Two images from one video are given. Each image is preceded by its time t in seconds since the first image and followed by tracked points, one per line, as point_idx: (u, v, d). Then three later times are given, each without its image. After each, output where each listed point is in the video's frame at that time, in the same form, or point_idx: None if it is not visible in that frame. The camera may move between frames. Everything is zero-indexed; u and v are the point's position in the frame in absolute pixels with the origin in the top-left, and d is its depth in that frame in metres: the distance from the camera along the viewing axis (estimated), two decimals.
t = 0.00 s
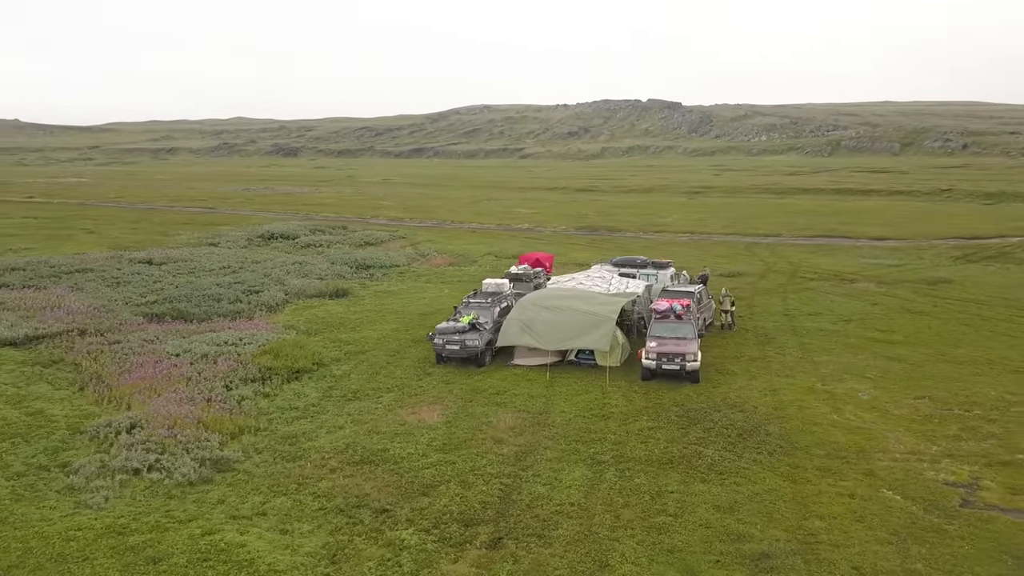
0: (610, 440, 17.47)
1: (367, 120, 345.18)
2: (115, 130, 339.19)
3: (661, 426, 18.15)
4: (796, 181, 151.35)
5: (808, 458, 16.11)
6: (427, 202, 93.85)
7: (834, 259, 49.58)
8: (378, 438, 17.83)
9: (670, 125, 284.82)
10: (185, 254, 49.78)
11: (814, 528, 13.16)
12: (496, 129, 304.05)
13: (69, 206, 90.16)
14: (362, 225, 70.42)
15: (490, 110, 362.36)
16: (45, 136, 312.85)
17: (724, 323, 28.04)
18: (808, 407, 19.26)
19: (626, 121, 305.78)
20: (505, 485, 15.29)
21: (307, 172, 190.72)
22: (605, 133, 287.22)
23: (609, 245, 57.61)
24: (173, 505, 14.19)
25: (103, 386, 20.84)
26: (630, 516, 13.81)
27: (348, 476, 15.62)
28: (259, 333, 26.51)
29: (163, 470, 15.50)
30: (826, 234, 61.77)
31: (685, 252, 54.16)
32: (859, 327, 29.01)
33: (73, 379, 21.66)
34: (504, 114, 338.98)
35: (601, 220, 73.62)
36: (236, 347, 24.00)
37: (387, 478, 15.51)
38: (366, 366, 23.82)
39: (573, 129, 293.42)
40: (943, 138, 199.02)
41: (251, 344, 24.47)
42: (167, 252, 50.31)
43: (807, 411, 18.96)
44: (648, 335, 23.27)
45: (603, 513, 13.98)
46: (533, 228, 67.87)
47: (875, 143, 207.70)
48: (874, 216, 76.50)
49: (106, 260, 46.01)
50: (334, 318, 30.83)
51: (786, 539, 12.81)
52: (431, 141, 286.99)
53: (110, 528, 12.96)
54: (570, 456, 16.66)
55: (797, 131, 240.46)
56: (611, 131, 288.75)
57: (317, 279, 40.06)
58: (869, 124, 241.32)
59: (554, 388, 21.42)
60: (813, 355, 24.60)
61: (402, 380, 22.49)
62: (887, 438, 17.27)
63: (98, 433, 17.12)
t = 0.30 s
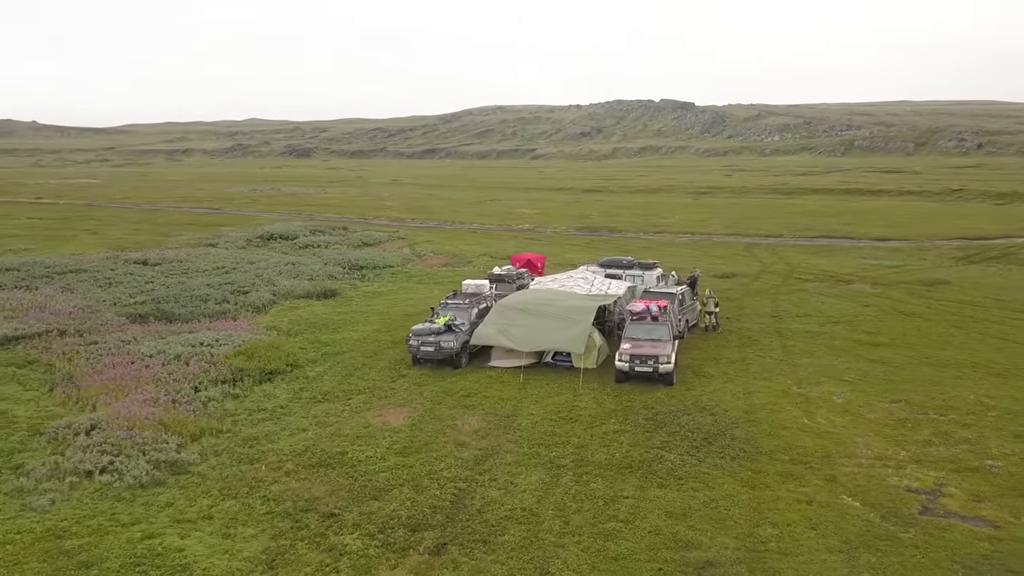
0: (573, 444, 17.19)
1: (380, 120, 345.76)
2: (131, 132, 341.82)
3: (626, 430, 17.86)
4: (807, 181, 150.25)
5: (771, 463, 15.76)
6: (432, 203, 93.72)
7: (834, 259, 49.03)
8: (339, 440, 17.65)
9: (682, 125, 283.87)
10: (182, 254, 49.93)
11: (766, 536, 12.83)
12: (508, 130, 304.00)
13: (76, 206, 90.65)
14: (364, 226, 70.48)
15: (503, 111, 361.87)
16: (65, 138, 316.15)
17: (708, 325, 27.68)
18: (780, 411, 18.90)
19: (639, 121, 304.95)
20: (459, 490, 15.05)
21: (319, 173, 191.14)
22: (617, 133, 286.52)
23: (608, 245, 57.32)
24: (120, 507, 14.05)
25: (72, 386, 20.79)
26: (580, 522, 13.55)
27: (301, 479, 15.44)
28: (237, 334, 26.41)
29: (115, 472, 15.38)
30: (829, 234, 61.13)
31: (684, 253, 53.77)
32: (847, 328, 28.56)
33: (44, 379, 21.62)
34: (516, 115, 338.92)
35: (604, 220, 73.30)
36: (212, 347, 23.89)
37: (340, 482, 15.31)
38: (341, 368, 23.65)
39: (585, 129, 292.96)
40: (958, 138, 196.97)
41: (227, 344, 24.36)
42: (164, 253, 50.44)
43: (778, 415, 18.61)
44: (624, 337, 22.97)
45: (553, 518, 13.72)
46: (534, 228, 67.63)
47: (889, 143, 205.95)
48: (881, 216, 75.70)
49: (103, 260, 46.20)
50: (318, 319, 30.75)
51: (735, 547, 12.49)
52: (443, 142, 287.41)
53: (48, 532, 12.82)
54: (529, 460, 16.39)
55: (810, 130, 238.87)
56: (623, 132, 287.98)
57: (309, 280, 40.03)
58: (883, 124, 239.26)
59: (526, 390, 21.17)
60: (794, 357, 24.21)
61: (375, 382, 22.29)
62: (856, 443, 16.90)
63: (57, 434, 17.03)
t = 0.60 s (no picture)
0: (533, 447, 16.91)
1: (392, 121, 346.41)
2: (146, 133, 344.01)
3: (589, 433, 17.56)
4: (818, 181, 149.03)
5: (730, 468, 15.42)
6: (436, 203, 93.54)
7: (832, 260, 48.47)
8: (298, 442, 17.44)
9: (694, 125, 282.64)
10: (178, 255, 50.03)
11: (713, 544, 12.50)
12: (520, 130, 303.78)
13: (82, 207, 91.17)
14: (365, 226, 70.48)
15: (515, 111, 361.41)
16: (80, 139, 318.92)
17: (690, 326, 27.36)
18: (748, 414, 18.52)
19: (651, 121, 303.86)
20: (409, 494, 14.81)
21: (330, 174, 191.44)
22: (629, 133, 285.63)
23: (606, 245, 56.98)
24: (63, 510, 13.89)
25: (40, 387, 20.73)
26: (526, 528, 13.28)
27: (252, 481, 15.25)
28: (215, 335, 26.29)
29: (65, 474, 15.25)
30: (830, 235, 60.49)
31: (682, 253, 53.34)
32: (833, 330, 28.12)
33: (13, 380, 21.59)
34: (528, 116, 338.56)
35: (606, 220, 72.90)
36: (185, 349, 23.78)
37: (290, 485, 15.09)
38: (314, 369, 23.47)
39: (597, 129, 292.26)
40: (972, 137, 194.82)
41: (202, 346, 24.26)
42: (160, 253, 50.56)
43: (746, 419, 18.24)
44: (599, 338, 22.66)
45: (499, 524, 13.44)
46: (535, 229, 67.38)
47: (902, 142, 204.08)
48: (886, 216, 74.84)
49: (97, 260, 46.33)
50: (300, 319, 30.62)
51: (679, 555, 12.17)
52: (454, 143, 287.63)
53: None
54: (486, 464, 16.12)
55: (823, 130, 237.09)
56: (635, 132, 287.08)
57: (299, 280, 39.95)
58: (897, 124, 237.08)
59: (495, 392, 20.92)
60: (773, 359, 23.81)
61: (346, 383, 22.09)
62: (821, 448, 16.53)
63: (14, 436, 16.94)
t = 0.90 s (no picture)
0: (490, 450, 16.68)
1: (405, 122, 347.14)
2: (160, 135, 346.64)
3: (550, 436, 17.30)
4: (829, 181, 147.88)
5: (686, 472, 15.14)
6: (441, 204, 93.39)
7: (830, 261, 47.93)
8: (255, 445, 17.30)
9: (707, 125, 281.47)
10: (174, 254, 50.16)
11: (653, 551, 12.24)
12: (532, 131, 303.74)
13: (90, 207, 91.74)
14: (366, 226, 70.47)
15: (527, 112, 360.85)
16: (95, 141, 321.83)
17: (671, 328, 27.09)
18: (714, 418, 18.20)
19: (664, 122, 302.84)
20: (357, 497, 14.63)
21: (342, 176, 192.01)
22: (641, 134, 284.77)
23: (604, 246, 56.62)
24: (6, 513, 13.84)
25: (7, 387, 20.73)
26: (467, 533, 13.07)
27: (201, 484, 15.13)
28: (192, 334, 26.21)
29: (14, 476, 15.20)
30: (832, 235, 59.87)
31: (679, 253, 52.92)
32: (817, 332, 27.69)
33: None
34: (541, 116, 338.34)
35: (608, 220, 72.47)
36: (158, 349, 23.70)
37: (238, 488, 14.96)
38: (286, 370, 23.31)
39: (609, 130, 291.53)
40: (987, 137, 192.67)
41: (175, 345, 24.18)
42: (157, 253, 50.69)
43: (711, 422, 17.93)
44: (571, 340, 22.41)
45: (440, 530, 13.24)
46: (535, 229, 67.12)
47: (916, 143, 202.11)
48: (892, 216, 74.01)
49: (93, 260, 46.48)
50: (282, 319, 30.51)
51: (616, 563, 11.92)
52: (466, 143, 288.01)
53: None
54: (440, 467, 15.92)
55: (836, 130, 235.31)
56: (647, 132, 286.21)
57: (289, 279, 39.86)
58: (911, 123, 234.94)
59: (463, 393, 20.69)
60: (750, 362, 23.44)
61: (316, 384, 21.92)
62: (782, 452, 16.20)
63: None
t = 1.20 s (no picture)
0: (444, 455, 16.34)
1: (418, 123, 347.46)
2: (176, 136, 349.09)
3: (507, 441, 16.94)
4: (842, 181, 146.35)
5: (638, 479, 14.76)
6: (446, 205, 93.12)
7: (828, 262, 47.21)
8: (209, 448, 17.07)
9: (720, 125, 279.79)
10: (169, 254, 50.17)
11: (591, 562, 11.86)
12: (544, 132, 303.20)
13: (97, 207, 92.13)
14: (367, 226, 70.33)
15: (540, 112, 360.03)
16: (111, 142, 324.59)
17: (652, 330, 26.68)
18: (678, 422, 17.77)
19: (678, 122, 301.31)
20: (299, 502, 14.34)
21: (353, 176, 192.31)
22: (654, 134, 283.54)
23: (602, 247, 56.13)
24: None
25: None
26: (403, 541, 12.76)
27: (144, 488, 14.90)
28: (166, 335, 26.01)
29: None
30: (835, 236, 59.05)
31: (677, 254, 52.34)
32: (801, 334, 27.14)
33: None
34: (554, 117, 337.62)
35: (611, 221, 71.91)
36: (128, 350, 23.51)
37: (181, 492, 14.72)
38: (256, 372, 23.07)
39: (622, 130, 290.47)
40: (1004, 137, 190.00)
41: (147, 347, 24.00)
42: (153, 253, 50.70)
43: (674, 427, 17.51)
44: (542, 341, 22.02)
45: (376, 537, 12.93)
46: (536, 230, 66.69)
47: (932, 142, 199.70)
48: (900, 216, 72.93)
49: (87, 260, 46.47)
50: (263, 320, 30.30)
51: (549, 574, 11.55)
52: (479, 144, 287.97)
53: None
54: (390, 471, 15.61)
55: (851, 130, 233.09)
56: (660, 132, 284.76)
57: (278, 280, 39.65)
58: (928, 122, 232.25)
59: (429, 396, 20.34)
60: (726, 365, 22.97)
61: (283, 387, 21.65)
62: (741, 459, 15.77)
63: None
